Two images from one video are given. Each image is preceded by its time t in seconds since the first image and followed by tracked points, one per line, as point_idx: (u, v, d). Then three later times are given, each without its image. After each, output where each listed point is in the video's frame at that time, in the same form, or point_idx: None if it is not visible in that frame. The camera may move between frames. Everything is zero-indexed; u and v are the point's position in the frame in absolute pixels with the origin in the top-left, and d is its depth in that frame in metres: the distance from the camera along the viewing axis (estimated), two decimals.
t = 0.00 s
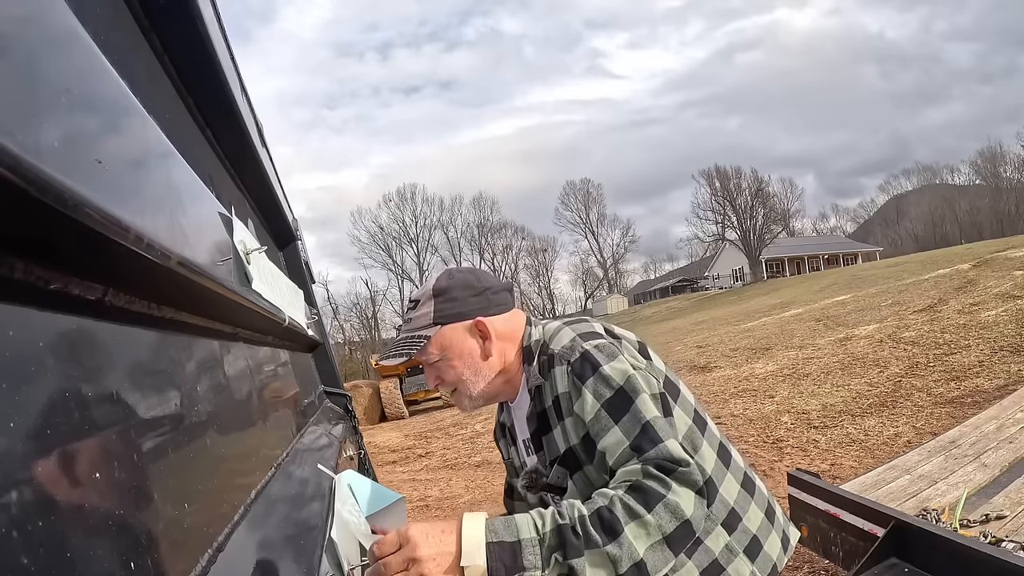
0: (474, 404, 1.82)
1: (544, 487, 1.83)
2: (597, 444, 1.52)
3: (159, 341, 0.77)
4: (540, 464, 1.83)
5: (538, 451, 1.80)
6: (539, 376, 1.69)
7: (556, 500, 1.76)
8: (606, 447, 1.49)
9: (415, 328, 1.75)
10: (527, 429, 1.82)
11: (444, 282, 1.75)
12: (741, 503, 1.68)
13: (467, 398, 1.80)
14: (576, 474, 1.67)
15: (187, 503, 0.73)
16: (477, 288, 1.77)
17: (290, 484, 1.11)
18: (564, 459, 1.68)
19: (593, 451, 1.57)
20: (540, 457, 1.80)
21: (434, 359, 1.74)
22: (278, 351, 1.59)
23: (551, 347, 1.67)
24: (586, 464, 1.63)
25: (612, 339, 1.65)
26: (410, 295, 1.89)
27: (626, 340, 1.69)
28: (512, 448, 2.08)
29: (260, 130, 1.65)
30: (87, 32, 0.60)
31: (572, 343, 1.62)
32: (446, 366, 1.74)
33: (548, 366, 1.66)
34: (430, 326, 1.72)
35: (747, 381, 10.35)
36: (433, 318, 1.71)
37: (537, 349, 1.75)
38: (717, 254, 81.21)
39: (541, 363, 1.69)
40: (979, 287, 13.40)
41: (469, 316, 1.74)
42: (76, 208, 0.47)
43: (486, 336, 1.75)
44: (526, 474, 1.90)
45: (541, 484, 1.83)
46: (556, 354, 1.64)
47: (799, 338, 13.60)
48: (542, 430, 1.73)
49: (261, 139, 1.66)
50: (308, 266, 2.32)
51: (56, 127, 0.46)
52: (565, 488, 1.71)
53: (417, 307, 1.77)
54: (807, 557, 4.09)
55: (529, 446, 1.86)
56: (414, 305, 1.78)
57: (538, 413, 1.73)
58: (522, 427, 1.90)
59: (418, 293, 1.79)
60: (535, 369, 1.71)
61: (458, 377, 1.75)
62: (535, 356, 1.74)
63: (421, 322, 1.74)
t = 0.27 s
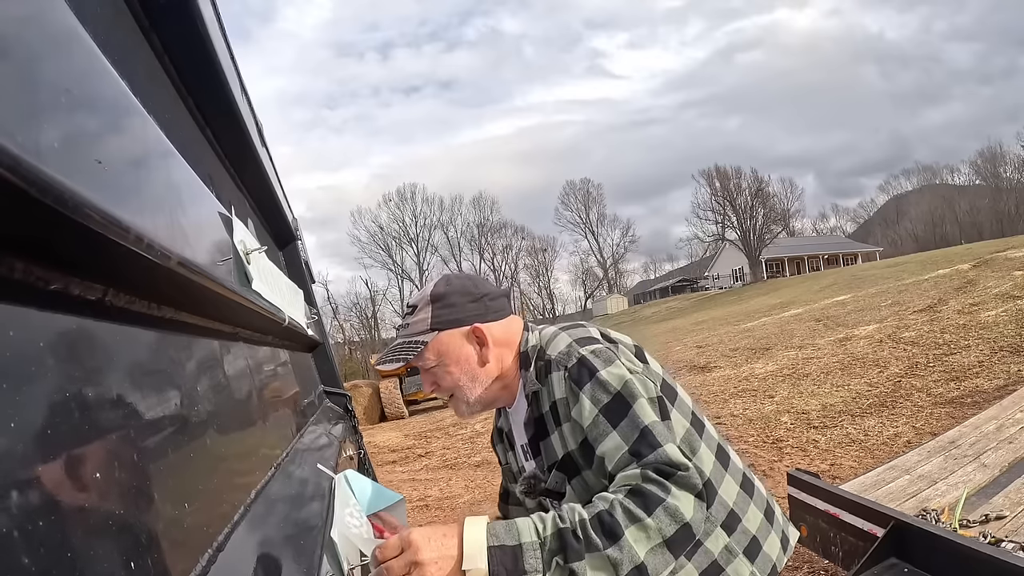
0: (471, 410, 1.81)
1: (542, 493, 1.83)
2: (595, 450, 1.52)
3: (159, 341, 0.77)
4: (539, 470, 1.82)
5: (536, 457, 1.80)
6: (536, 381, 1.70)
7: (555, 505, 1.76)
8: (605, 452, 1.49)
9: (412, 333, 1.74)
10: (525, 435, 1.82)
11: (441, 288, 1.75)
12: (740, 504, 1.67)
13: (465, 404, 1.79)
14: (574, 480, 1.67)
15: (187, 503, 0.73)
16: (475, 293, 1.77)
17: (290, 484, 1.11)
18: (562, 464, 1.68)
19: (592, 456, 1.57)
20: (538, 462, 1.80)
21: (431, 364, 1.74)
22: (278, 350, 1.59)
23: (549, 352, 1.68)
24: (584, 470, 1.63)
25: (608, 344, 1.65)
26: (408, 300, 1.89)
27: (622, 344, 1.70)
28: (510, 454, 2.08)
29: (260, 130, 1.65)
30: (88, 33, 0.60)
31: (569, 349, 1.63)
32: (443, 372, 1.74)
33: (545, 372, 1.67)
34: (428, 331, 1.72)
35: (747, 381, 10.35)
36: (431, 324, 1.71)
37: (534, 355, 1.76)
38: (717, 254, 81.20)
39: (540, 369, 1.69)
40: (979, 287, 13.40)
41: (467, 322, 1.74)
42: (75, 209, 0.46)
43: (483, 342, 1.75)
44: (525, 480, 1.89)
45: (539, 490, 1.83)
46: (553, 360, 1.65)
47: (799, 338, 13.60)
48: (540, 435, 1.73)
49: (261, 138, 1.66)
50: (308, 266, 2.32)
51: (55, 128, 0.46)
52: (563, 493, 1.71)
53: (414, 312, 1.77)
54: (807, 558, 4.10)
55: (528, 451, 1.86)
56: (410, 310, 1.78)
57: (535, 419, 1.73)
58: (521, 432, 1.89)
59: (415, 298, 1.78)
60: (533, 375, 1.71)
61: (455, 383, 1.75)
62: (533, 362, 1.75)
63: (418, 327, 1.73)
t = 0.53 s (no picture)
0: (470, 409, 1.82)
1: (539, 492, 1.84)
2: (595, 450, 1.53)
3: (159, 341, 0.77)
4: (535, 470, 1.83)
5: (533, 456, 1.81)
6: (536, 381, 1.70)
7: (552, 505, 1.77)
8: (606, 453, 1.49)
9: (411, 332, 1.74)
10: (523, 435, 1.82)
11: (442, 287, 1.75)
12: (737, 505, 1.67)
13: (463, 403, 1.80)
14: (570, 479, 1.68)
15: (186, 504, 0.73)
16: (476, 293, 1.77)
17: (290, 483, 1.11)
18: (559, 464, 1.68)
19: (592, 457, 1.57)
20: (535, 461, 1.81)
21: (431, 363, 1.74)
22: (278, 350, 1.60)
23: (549, 352, 1.68)
24: (581, 469, 1.63)
25: (607, 344, 1.65)
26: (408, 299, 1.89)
27: (621, 343, 1.70)
28: (507, 451, 2.09)
29: (260, 130, 1.65)
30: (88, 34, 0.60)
31: (569, 349, 1.63)
32: (442, 371, 1.74)
33: (544, 373, 1.68)
34: (427, 331, 1.72)
35: (746, 381, 10.36)
36: (431, 323, 1.71)
37: (531, 355, 1.77)
38: (717, 254, 81.26)
39: (540, 370, 1.69)
40: (979, 287, 13.42)
41: (467, 322, 1.75)
42: (75, 210, 0.47)
43: (483, 342, 1.76)
44: (521, 479, 1.91)
45: (536, 489, 1.84)
46: (552, 361, 1.65)
47: (799, 338, 13.62)
48: (538, 435, 1.73)
49: (261, 138, 1.66)
50: (308, 266, 2.33)
51: (55, 128, 0.46)
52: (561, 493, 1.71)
53: (414, 311, 1.77)
54: (807, 558, 4.10)
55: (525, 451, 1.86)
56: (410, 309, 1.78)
57: (532, 419, 1.74)
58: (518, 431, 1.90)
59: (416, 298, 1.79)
60: (531, 375, 1.72)
61: (454, 382, 1.75)
62: (531, 363, 1.76)
63: (419, 328, 1.73)
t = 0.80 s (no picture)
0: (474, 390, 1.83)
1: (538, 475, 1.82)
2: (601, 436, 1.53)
3: (159, 340, 0.77)
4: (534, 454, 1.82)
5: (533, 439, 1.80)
6: (538, 364, 1.69)
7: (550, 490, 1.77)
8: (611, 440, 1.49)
9: (418, 311, 1.78)
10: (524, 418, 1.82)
11: (448, 268, 1.78)
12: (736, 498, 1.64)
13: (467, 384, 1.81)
14: (570, 463, 1.67)
15: (186, 504, 0.73)
16: (483, 276, 1.81)
17: (290, 483, 1.11)
18: (558, 449, 1.68)
19: (596, 443, 1.57)
20: (534, 446, 1.79)
21: (435, 341, 1.77)
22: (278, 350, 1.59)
23: (553, 335, 1.69)
24: (581, 455, 1.63)
25: (612, 331, 1.65)
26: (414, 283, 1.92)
27: (625, 331, 1.70)
28: (507, 435, 2.07)
29: (260, 129, 1.65)
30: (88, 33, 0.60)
31: (573, 335, 1.63)
32: (447, 349, 1.76)
33: (547, 357, 1.66)
34: (433, 309, 1.76)
35: (746, 381, 10.36)
36: (438, 302, 1.75)
37: (537, 339, 1.75)
38: (717, 254, 81.28)
39: (543, 352, 1.69)
40: (979, 288, 13.42)
41: (473, 303, 1.77)
42: (73, 208, 0.46)
43: (489, 323, 1.77)
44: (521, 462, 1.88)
45: (534, 473, 1.82)
46: (556, 346, 1.65)
47: (799, 338, 13.62)
48: (538, 419, 1.72)
49: (262, 138, 1.66)
50: (308, 266, 2.32)
51: (55, 128, 0.46)
52: (560, 478, 1.71)
53: (421, 292, 1.80)
54: (807, 558, 4.10)
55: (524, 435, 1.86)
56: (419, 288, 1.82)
57: (533, 403, 1.73)
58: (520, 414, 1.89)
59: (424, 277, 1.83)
60: (535, 358, 1.71)
61: (459, 362, 1.77)
62: (535, 345, 1.74)
63: (425, 305, 1.77)
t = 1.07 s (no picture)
0: (498, 320, 1.94)
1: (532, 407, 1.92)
2: (617, 373, 1.63)
3: (160, 340, 0.77)
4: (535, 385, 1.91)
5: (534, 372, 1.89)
6: (560, 296, 1.80)
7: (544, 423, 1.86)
8: (629, 377, 1.59)
9: (447, 242, 1.87)
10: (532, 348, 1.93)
11: (476, 199, 1.89)
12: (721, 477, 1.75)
13: (494, 313, 1.92)
14: (572, 396, 1.77)
15: (186, 503, 0.73)
16: (508, 206, 1.92)
17: (290, 483, 1.11)
18: (562, 381, 1.78)
19: (607, 378, 1.66)
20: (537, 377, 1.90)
21: (465, 269, 1.86)
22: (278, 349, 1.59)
23: (580, 271, 1.81)
24: (587, 391, 1.74)
25: (637, 278, 1.77)
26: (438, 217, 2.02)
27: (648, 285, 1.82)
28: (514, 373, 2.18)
29: (260, 129, 1.65)
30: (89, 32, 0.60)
31: (600, 275, 1.75)
32: (476, 278, 1.86)
33: (571, 292, 1.78)
34: (463, 238, 1.86)
35: (747, 382, 10.36)
36: (465, 231, 1.85)
37: (560, 276, 1.87)
38: (717, 255, 81.25)
39: (565, 285, 1.82)
40: (980, 288, 13.41)
41: (501, 231, 1.89)
42: (73, 207, 0.46)
43: (517, 250, 1.89)
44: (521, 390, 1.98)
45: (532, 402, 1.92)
46: (582, 282, 1.77)
47: (800, 339, 13.61)
48: (545, 352, 1.83)
49: (262, 138, 1.66)
50: (309, 267, 2.32)
51: (55, 127, 0.46)
52: (558, 412, 1.81)
53: (449, 223, 1.90)
54: (806, 558, 4.10)
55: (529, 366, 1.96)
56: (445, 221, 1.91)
57: (546, 335, 1.83)
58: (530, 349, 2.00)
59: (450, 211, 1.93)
60: (559, 290, 1.82)
61: (489, 290, 1.87)
62: (558, 281, 1.86)
63: (453, 236, 1.87)
